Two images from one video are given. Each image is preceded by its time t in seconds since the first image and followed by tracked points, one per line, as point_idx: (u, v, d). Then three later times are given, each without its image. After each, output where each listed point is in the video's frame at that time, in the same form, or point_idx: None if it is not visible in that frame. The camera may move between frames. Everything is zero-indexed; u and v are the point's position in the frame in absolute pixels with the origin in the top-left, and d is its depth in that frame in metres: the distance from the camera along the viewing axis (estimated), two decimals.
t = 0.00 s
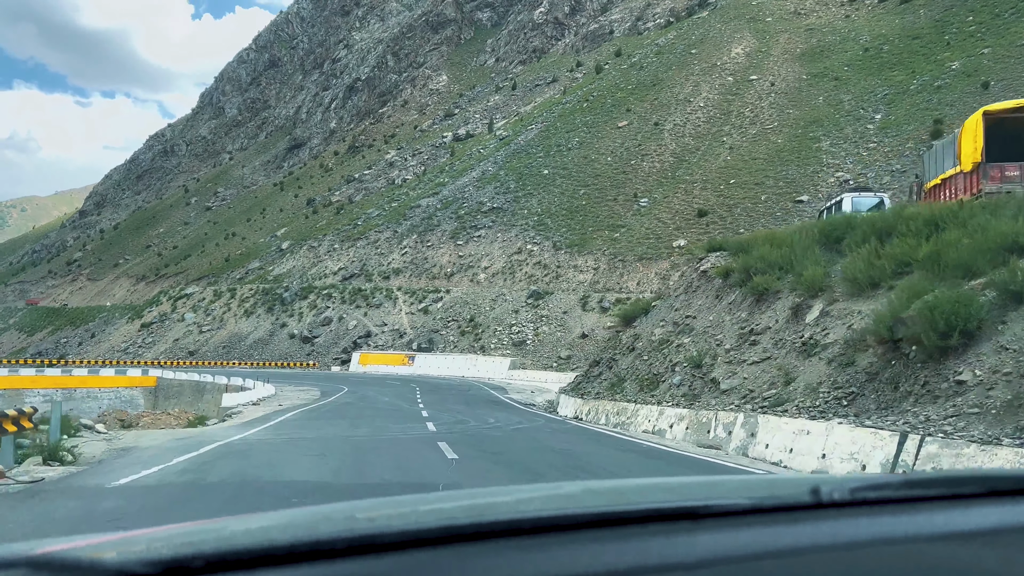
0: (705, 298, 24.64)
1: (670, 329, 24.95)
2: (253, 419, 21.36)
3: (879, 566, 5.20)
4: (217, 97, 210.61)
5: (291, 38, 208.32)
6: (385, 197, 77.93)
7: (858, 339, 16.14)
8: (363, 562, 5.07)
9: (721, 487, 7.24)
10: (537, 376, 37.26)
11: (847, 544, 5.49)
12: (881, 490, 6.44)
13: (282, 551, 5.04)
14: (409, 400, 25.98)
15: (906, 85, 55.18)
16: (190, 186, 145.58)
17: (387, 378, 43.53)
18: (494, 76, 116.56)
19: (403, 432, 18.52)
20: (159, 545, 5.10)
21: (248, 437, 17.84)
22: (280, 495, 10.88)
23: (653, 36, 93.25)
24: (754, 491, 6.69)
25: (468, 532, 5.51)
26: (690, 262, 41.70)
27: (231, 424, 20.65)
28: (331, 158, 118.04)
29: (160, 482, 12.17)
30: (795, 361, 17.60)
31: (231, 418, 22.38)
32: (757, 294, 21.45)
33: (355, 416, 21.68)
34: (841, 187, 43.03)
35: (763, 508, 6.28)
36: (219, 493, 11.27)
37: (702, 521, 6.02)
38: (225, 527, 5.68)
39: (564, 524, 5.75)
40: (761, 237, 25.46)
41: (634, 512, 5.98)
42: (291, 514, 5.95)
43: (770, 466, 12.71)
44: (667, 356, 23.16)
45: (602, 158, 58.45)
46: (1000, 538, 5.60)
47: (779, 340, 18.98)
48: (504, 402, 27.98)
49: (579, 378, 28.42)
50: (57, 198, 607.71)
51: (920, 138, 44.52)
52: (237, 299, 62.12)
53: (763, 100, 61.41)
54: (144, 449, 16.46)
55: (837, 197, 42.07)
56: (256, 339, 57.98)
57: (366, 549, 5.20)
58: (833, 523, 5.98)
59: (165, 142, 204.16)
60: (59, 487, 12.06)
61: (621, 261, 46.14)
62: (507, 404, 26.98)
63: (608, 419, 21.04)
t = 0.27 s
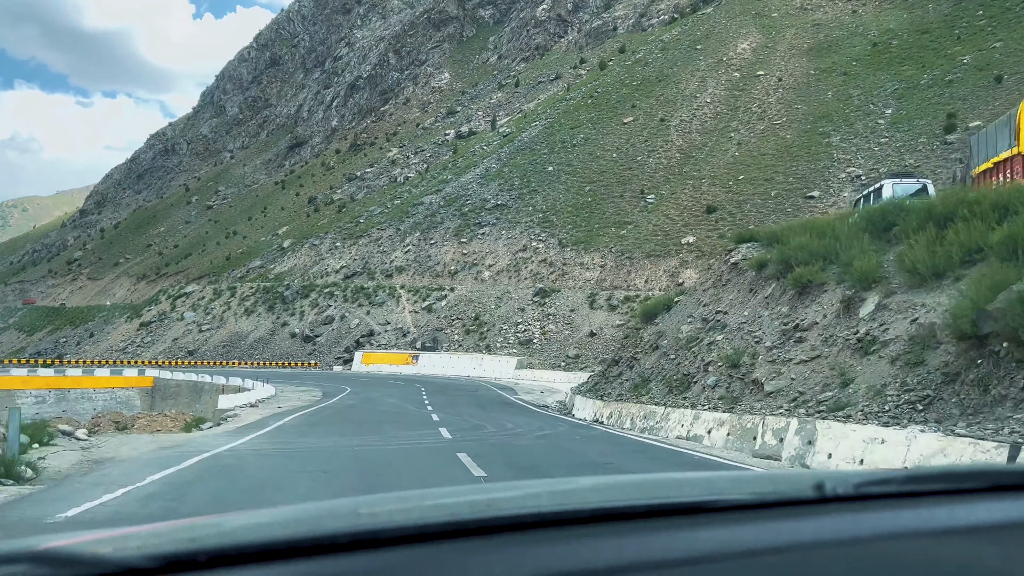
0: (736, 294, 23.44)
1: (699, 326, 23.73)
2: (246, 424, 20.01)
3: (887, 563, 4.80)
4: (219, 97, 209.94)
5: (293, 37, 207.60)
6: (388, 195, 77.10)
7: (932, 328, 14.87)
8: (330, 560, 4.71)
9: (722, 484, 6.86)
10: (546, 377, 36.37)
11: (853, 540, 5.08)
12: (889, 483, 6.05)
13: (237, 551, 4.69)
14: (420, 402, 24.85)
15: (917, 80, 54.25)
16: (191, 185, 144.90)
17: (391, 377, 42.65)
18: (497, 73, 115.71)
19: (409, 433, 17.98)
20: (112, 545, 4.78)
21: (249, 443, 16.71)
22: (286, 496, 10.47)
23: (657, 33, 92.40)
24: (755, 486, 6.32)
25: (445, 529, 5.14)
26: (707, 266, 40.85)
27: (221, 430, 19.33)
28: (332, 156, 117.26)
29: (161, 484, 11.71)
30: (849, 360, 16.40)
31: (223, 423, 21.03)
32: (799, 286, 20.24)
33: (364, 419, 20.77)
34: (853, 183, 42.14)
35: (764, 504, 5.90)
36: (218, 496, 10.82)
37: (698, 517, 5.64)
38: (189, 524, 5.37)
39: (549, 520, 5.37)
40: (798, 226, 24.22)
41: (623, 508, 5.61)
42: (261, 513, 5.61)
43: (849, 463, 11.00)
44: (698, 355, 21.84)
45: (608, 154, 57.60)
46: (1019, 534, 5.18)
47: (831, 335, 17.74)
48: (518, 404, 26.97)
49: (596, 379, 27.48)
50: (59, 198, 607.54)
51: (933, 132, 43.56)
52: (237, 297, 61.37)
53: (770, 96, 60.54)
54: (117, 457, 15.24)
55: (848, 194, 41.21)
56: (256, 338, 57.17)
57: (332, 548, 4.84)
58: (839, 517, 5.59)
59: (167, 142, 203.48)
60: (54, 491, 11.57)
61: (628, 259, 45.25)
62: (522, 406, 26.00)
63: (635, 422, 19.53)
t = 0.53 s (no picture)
0: (772, 287, 22.12)
1: (731, 320, 22.40)
2: (238, 426, 18.87)
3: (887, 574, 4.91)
4: (218, 94, 208.66)
5: (293, 34, 206.43)
6: (388, 191, 76.26)
7: (1019, 317, 13.51)
8: (344, 571, 4.82)
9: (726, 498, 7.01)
10: (553, 375, 35.47)
11: (854, 553, 5.19)
12: (887, 496, 6.19)
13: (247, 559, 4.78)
14: (428, 403, 23.81)
15: (926, 72, 53.32)
16: (191, 183, 144.04)
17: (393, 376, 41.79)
18: (498, 69, 114.82)
19: (420, 433, 17.18)
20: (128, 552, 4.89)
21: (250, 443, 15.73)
22: (300, 501, 9.85)
23: (660, 28, 91.42)
24: (756, 500, 6.47)
25: (452, 540, 5.26)
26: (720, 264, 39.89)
27: (212, 432, 18.19)
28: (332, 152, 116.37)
29: (164, 485, 10.97)
30: (917, 355, 14.99)
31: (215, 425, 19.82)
32: (847, 275, 18.98)
33: (374, 420, 19.86)
34: (863, 177, 41.30)
35: (765, 516, 6.05)
36: (228, 489, 10.72)
37: (700, 529, 5.78)
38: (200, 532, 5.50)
39: (555, 532, 5.53)
40: (841, 211, 22.92)
41: (628, 519, 5.75)
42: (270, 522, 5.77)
43: (940, 472, 9.63)
44: (734, 352, 20.52)
45: (612, 149, 56.82)
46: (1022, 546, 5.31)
47: (891, 327, 16.46)
48: (531, 404, 26.00)
49: (611, 378, 26.62)
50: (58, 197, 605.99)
51: (944, 125, 42.64)
52: (236, 295, 60.58)
53: (776, 90, 59.72)
54: (97, 460, 14.21)
55: (858, 188, 40.47)
56: (256, 336, 56.28)
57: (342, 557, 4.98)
58: (840, 530, 5.72)
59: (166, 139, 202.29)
60: (53, 490, 10.90)
61: (634, 254, 44.44)
62: (534, 406, 25.12)
63: (666, 425, 18.25)
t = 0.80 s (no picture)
0: (812, 277, 21.00)
1: (766, 312, 21.40)
2: (237, 427, 17.98)
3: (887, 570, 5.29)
4: (216, 90, 207.11)
5: (290, 29, 204.96)
6: (387, 186, 75.37)
7: None
8: (377, 570, 5.29)
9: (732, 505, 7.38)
10: (558, 372, 34.53)
11: (853, 554, 5.55)
12: (889, 502, 6.64)
13: (287, 559, 5.24)
14: (435, 401, 23.07)
15: (934, 64, 52.41)
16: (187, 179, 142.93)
17: (393, 373, 40.88)
18: (497, 64, 113.76)
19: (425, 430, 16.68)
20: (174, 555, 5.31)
21: (253, 444, 15.02)
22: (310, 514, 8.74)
23: (662, 21, 90.30)
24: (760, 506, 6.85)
25: (476, 542, 5.68)
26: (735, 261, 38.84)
27: (207, 432, 17.27)
28: (331, 148, 115.40)
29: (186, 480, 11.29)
30: (1000, 349, 13.38)
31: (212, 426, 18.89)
32: (904, 261, 17.59)
33: (376, 418, 19.14)
34: (873, 169, 40.56)
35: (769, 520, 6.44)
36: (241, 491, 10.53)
37: (709, 531, 6.16)
38: (235, 535, 5.93)
39: (571, 534, 5.93)
40: (897, 194, 21.22)
41: (638, 523, 6.14)
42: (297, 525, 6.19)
43: None
44: (773, 347, 19.36)
45: (614, 143, 56.08)
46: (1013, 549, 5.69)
47: (962, 317, 14.97)
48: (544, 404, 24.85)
49: (627, 380, 25.54)
50: (55, 193, 603.68)
51: (954, 117, 41.79)
52: (233, 291, 59.77)
53: (781, 82, 58.86)
54: (84, 462, 13.42)
55: (867, 180, 39.75)
56: (253, 332, 55.42)
57: (368, 559, 5.39)
58: (840, 533, 6.13)
59: (162, 135, 200.74)
60: (49, 499, 10.12)
61: (639, 247, 43.70)
62: (545, 405, 24.04)
63: (699, 427, 17.32)
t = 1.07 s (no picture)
0: (858, 265, 19.14)
1: (806, 303, 19.52)
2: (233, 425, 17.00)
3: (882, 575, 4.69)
4: (213, 86, 205.89)
5: (288, 24, 203.72)
6: (385, 180, 74.50)
7: None
8: (339, 566, 4.83)
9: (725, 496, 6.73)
10: (562, 368, 33.52)
11: (855, 551, 4.98)
12: (887, 496, 5.85)
13: (285, 549, 4.91)
14: (429, 397, 22.39)
15: (940, 56, 51.67)
16: (184, 174, 141.86)
17: (392, 370, 39.97)
18: (495, 58, 112.80)
19: (423, 427, 16.36)
20: (174, 542, 5.01)
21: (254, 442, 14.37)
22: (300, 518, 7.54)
23: (662, 15, 89.44)
24: (755, 497, 6.18)
25: (457, 537, 5.18)
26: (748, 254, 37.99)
27: (194, 435, 15.94)
28: (328, 143, 114.45)
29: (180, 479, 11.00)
30: None
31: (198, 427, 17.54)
32: (973, 243, 15.57)
33: (373, 414, 18.68)
34: (881, 161, 39.70)
35: (763, 515, 5.74)
36: (250, 490, 10.10)
37: (702, 525, 5.53)
38: (235, 524, 5.60)
39: (548, 529, 5.33)
40: (954, 171, 19.17)
41: (630, 516, 5.52)
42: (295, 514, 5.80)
43: None
44: (818, 341, 17.49)
45: (616, 136, 55.29)
46: None
47: None
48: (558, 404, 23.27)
49: (642, 378, 24.13)
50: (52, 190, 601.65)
51: (964, 108, 40.93)
52: (228, 286, 58.89)
53: (785, 74, 58.13)
54: (46, 466, 12.38)
55: (875, 172, 38.94)
56: (249, 329, 54.55)
57: (362, 550, 4.99)
58: (837, 528, 5.44)
59: (159, 131, 199.43)
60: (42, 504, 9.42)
61: (642, 242, 42.89)
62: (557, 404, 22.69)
63: (736, 430, 15.36)
